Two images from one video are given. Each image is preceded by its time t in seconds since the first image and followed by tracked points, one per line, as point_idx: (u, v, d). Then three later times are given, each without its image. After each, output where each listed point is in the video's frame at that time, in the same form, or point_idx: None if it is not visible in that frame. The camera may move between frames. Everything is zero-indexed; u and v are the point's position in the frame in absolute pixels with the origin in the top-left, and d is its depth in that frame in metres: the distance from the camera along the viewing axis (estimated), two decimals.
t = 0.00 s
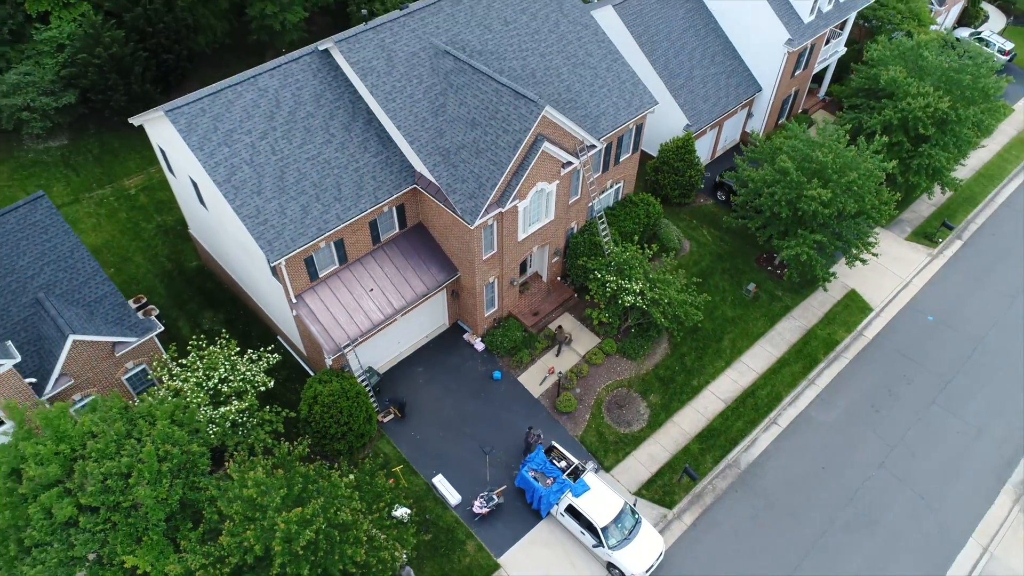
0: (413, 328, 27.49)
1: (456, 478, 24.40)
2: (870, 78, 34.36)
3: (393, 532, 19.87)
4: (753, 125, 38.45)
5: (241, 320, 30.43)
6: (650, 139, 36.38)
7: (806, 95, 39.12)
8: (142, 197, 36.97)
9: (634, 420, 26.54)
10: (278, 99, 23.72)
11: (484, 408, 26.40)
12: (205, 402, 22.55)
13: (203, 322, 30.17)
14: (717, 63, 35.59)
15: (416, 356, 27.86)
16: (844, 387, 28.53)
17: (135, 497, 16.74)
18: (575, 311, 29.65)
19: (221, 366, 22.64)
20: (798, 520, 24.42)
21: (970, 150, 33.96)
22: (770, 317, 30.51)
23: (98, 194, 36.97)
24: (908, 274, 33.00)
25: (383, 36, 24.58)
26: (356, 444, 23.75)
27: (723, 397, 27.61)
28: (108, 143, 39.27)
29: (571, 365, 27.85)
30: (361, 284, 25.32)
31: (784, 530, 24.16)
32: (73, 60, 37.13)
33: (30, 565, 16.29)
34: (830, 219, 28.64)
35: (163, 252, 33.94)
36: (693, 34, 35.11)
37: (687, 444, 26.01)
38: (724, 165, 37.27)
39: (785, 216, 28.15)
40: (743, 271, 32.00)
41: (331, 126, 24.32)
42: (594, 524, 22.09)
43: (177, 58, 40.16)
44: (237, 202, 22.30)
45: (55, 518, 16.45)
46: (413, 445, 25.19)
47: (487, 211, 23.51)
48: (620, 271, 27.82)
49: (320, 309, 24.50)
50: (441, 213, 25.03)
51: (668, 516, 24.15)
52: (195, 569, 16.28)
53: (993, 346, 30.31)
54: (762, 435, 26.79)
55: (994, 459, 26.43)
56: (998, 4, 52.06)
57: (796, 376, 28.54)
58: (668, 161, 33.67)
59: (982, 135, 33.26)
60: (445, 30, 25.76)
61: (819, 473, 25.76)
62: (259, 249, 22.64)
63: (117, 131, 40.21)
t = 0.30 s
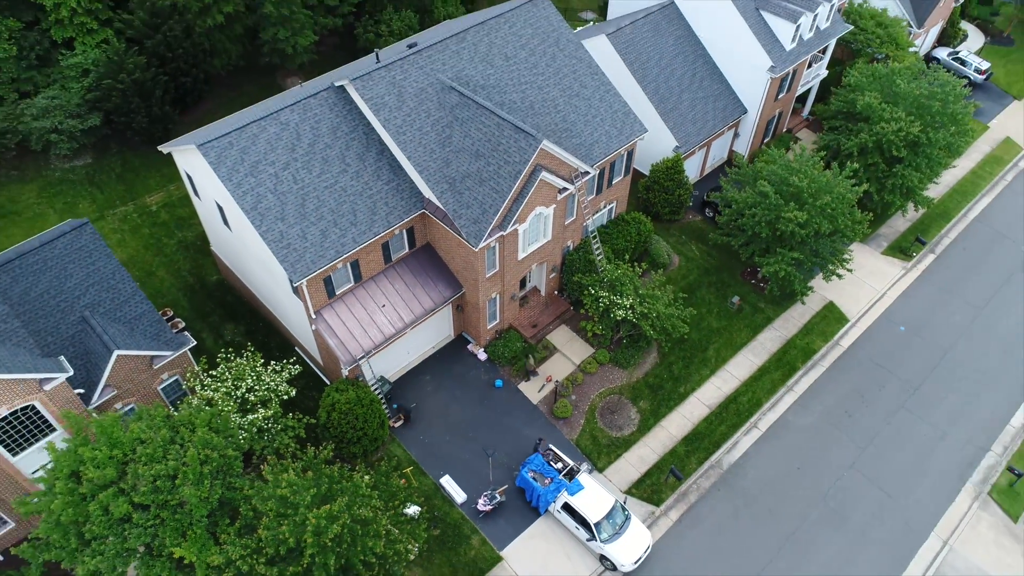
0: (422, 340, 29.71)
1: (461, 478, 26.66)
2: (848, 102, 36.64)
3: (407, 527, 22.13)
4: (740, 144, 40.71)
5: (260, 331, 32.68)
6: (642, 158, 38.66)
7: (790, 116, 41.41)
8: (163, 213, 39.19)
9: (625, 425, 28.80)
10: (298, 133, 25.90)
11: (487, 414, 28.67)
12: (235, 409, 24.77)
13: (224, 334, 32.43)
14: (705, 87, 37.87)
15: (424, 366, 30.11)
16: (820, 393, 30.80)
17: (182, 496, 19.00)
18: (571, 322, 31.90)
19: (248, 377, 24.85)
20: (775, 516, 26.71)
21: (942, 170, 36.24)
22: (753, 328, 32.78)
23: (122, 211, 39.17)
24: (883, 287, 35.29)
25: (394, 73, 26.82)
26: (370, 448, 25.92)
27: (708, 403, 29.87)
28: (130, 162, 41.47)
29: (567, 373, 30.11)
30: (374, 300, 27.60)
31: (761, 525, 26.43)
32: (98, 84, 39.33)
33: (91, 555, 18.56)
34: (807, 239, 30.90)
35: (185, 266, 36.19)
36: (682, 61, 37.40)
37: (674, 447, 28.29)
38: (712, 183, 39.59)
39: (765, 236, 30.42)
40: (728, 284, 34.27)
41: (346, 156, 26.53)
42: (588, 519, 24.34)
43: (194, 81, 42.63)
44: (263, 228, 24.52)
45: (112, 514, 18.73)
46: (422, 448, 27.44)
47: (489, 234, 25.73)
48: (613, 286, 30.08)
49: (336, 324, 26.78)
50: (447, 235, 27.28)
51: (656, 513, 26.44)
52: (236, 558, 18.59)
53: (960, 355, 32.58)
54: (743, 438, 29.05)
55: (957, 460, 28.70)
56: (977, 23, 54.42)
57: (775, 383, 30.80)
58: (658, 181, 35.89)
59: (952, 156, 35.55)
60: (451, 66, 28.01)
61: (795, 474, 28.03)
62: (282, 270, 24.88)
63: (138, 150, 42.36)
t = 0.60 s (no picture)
0: (429, 350, 32.15)
1: (466, 478, 29.13)
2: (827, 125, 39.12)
3: (418, 522, 24.58)
4: (728, 163, 43.20)
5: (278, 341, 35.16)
6: (634, 177, 41.16)
7: (775, 136, 43.91)
8: (183, 228, 41.63)
9: (617, 428, 31.26)
10: (317, 162, 28.25)
11: (489, 418, 31.13)
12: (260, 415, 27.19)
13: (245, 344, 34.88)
14: (693, 110, 40.29)
15: (431, 373, 32.56)
16: (798, 398, 33.25)
17: (221, 494, 21.44)
18: (567, 333, 34.36)
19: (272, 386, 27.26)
20: (753, 512, 29.17)
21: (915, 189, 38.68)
22: (737, 337, 35.25)
23: (144, 226, 41.61)
24: (859, 298, 37.76)
25: (404, 107, 29.26)
26: (383, 451, 28.29)
27: (694, 408, 32.34)
28: (151, 179, 43.90)
29: (563, 381, 32.56)
30: (385, 314, 30.07)
31: (741, 520, 28.89)
32: (122, 107, 41.71)
33: (142, 546, 21.07)
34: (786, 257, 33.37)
35: (206, 280, 38.64)
36: (671, 85, 39.82)
37: (661, 448, 30.76)
38: (700, 200, 42.16)
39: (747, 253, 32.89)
40: (714, 296, 36.74)
41: (361, 183, 28.93)
42: (582, 515, 26.78)
43: (211, 102, 45.05)
44: (286, 251, 26.91)
45: (159, 509, 21.21)
46: (430, 450, 29.89)
47: (492, 255, 28.16)
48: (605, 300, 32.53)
49: (352, 336, 29.23)
50: (452, 254, 29.74)
51: (644, 509, 28.91)
52: (270, 548, 21.05)
53: (929, 362, 35.03)
54: (725, 440, 31.51)
55: (922, 461, 31.16)
56: (956, 43, 56.95)
57: (756, 389, 33.26)
58: (650, 199, 38.35)
59: (923, 176, 38.01)
60: (456, 98, 30.46)
61: (772, 473, 30.48)
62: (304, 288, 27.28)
63: (158, 167, 44.78)
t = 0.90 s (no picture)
0: (436, 358, 34.44)
1: (471, 477, 31.46)
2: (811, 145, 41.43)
3: (428, 518, 26.88)
4: (719, 178, 45.50)
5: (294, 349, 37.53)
6: (629, 193, 43.48)
7: (763, 153, 46.21)
8: (202, 241, 43.93)
9: (611, 431, 33.58)
10: (333, 185, 30.45)
11: (492, 422, 33.44)
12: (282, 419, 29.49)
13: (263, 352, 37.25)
14: (684, 130, 42.57)
15: (437, 380, 34.87)
16: (781, 404, 35.55)
17: (251, 492, 23.75)
18: (564, 341, 36.71)
19: (292, 392, 29.57)
20: (736, 509, 31.47)
21: (893, 205, 40.97)
22: (724, 346, 37.57)
23: (165, 239, 43.90)
24: (841, 309, 40.05)
25: (414, 133, 31.57)
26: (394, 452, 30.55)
27: (683, 412, 34.65)
28: (170, 194, 46.17)
29: (561, 387, 34.89)
30: (396, 325, 32.41)
31: (725, 517, 31.19)
32: (144, 126, 43.96)
33: (181, 538, 23.56)
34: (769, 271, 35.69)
35: (224, 290, 40.97)
36: (664, 106, 42.10)
37: (652, 450, 33.08)
38: (691, 215, 44.56)
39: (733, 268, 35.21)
40: (703, 307, 39.06)
41: (374, 204, 31.20)
42: (578, 511, 29.12)
43: (228, 120, 47.34)
44: (306, 268, 29.14)
45: (196, 505, 23.55)
46: (438, 452, 32.19)
47: (495, 271, 30.44)
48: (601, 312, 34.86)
49: (365, 345, 31.55)
50: (458, 269, 32.08)
51: (635, 506, 31.21)
52: (295, 541, 23.43)
53: (905, 369, 37.33)
54: (711, 442, 33.81)
55: (895, 461, 33.46)
56: (940, 60, 59.29)
57: (741, 395, 35.55)
58: (644, 215, 40.64)
59: (901, 193, 40.29)
60: (462, 125, 32.80)
61: (755, 473, 32.81)
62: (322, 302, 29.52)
63: (177, 182, 47.04)
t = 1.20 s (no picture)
0: (439, 360, 35.07)
1: (473, 477, 32.09)
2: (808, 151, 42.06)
3: (431, 517, 27.52)
4: (718, 183, 46.15)
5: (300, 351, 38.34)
6: (629, 198, 44.13)
7: (761, 158, 46.86)
8: (208, 244, 44.61)
9: (610, 432, 34.21)
10: (339, 190, 31.08)
11: (494, 423, 34.07)
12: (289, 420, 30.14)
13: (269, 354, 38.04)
14: (684, 135, 43.19)
15: (440, 381, 35.52)
16: (778, 406, 36.16)
17: (259, 491, 24.42)
18: (565, 344, 37.36)
19: (299, 393, 30.21)
20: (733, 509, 32.07)
21: (890, 210, 41.59)
22: (722, 348, 38.20)
23: (172, 242, 44.57)
24: (837, 312, 40.68)
25: (418, 140, 32.22)
26: (398, 452, 31.16)
27: (681, 414, 35.27)
28: (176, 197, 46.84)
29: (562, 388, 35.52)
30: (400, 328, 33.06)
31: (722, 516, 31.81)
32: (151, 131, 44.64)
33: (191, 536, 24.25)
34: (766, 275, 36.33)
35: (230, 293, 41.68)
36: (664, 112, 42.71)
37: (650, 451, 33.71)
38: (690, 219, 45.21)
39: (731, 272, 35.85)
40: (702, 310, 39.69)
41: (379, 209, 31.82)
42: (577, 511, 29.73)
43: (234, 124, 48.00)
44: (312, 272, 29.76)
45: (206, 504, 24.23)
46: (440, 453, 32.81)
47: (497, 275, 31.05)
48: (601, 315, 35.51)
49: (370, 348, 32.19)
50: (461, 274, 32.72)
51: (634, 506, 31.83)
52: (302, 538, 24.11)
53: (900, 372, 37.92)
54: (709, 443, 34.41)
55: (889, 463, 34.07)
56: (938, 65, 59.93)
57: (739, 397, 36.18)
58: (643, 219, 41.28)
59: (897, 198, 40.88)
60: (464, 132, 33.46)
61: (752, 473, 33.42)
62: (328, 305, 30.13)
63: (183, 185, 47.71)
